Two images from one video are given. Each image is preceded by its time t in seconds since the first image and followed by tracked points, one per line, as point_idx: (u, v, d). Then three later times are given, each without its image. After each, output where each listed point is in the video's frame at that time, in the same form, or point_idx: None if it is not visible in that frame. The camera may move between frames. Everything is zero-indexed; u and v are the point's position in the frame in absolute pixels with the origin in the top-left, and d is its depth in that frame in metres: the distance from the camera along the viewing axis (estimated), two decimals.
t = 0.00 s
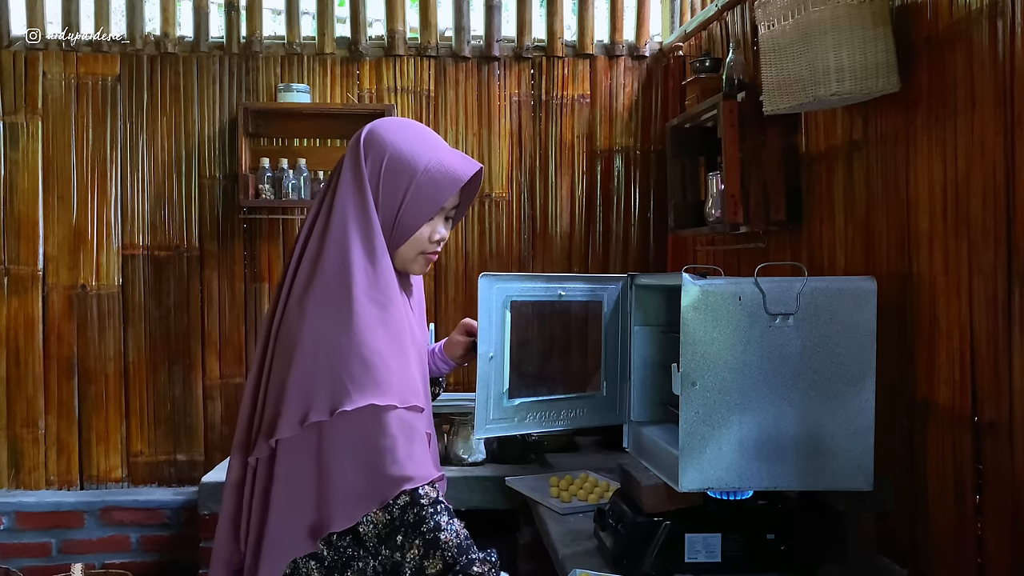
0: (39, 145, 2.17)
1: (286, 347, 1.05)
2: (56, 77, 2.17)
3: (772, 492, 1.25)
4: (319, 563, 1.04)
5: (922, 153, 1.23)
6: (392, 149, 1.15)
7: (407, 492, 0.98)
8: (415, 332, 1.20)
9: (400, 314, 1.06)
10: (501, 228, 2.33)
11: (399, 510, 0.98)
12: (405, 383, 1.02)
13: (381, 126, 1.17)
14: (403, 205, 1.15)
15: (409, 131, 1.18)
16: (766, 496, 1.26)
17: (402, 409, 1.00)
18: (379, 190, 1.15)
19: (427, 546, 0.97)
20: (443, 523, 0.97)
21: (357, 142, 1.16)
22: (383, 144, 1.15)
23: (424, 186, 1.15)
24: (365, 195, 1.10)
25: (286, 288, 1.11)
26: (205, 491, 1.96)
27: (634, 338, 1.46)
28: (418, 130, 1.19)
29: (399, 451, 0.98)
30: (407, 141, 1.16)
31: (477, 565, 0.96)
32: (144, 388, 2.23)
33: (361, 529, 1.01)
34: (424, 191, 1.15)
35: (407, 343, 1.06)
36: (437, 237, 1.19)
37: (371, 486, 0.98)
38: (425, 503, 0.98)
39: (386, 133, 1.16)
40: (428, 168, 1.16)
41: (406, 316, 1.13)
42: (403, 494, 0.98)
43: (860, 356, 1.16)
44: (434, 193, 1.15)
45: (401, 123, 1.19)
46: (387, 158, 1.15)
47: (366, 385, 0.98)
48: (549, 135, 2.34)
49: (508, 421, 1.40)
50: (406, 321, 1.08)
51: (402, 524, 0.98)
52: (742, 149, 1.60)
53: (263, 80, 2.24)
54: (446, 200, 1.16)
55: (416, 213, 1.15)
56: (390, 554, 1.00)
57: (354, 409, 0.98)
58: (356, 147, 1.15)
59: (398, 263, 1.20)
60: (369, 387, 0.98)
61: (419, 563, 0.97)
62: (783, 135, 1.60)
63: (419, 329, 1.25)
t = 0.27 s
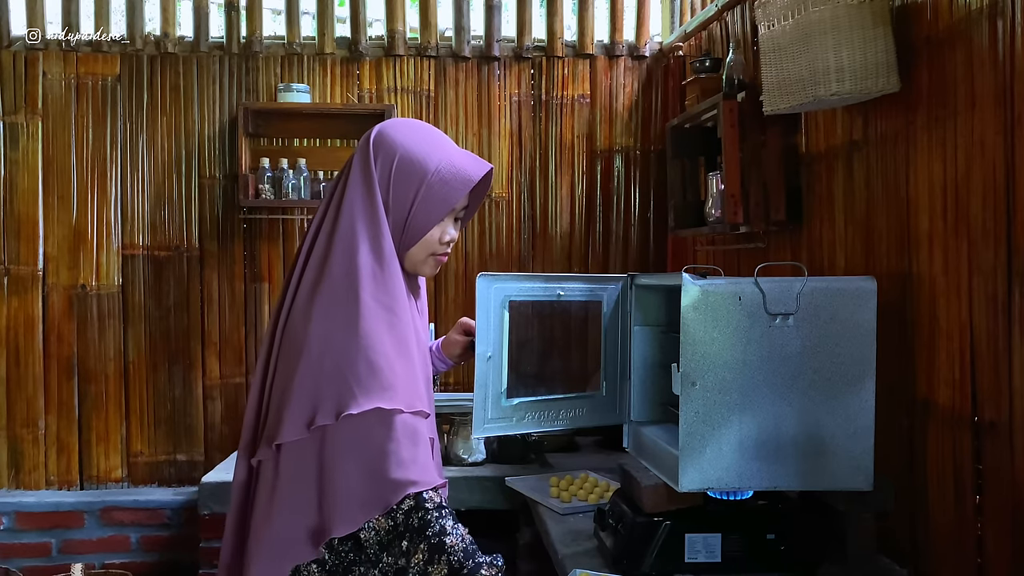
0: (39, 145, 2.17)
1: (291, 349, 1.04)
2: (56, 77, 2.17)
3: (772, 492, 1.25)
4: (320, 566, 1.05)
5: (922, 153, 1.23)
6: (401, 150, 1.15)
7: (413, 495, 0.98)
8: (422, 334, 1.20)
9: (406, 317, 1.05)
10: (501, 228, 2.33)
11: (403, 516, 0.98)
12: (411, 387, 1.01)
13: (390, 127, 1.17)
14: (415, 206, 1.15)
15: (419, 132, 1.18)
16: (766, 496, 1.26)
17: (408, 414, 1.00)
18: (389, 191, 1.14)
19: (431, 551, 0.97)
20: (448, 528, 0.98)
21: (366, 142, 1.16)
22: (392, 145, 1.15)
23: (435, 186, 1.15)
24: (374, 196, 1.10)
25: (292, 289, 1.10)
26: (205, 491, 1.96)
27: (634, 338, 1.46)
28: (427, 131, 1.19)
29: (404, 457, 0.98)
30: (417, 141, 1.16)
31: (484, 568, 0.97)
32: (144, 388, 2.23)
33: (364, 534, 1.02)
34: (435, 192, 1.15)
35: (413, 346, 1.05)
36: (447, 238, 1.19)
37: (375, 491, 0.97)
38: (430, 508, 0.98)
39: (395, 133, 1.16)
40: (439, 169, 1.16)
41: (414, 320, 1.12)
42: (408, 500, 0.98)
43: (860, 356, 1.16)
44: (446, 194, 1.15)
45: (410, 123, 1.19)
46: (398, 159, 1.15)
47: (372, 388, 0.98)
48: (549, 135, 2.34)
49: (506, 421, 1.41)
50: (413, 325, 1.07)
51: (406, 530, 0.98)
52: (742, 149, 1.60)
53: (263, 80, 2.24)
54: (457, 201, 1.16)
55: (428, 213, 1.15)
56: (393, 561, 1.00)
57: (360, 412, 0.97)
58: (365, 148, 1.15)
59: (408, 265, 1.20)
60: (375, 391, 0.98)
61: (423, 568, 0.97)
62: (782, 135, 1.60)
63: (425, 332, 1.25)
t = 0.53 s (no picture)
0: (39, 145, 2.17)
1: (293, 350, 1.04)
2: (56, 77, 2.17)
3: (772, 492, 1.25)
4: (320, 568, 1.05)
5: (922, 153, 1.23)
6: (407, 152, 1.15)
7: (412, 499, 0.98)
8: (425, 336, 1.20)
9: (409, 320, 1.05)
10: (501, 228, 2.33)
11: (402, 520, 0.98)
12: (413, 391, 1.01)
13: (396, 128, 1.17)
14: (421, 209, 1.15)
15: (425, 134, 1.18)
16: (766, 496, 1.26)
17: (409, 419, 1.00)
18: (395, 193, 1.15)
19: (433, 555, 0.96)
20: (449, 531, 0.97)
21: (371, 143, 1.15)
22: (398, 146, 1.15)
23: (441, 189, 1.15)
24: (379, 198, 1.10)
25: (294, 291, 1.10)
26: (205, 491, 1.96)
27: (634, 338, 1.46)
28: (434, 133, 1.19)
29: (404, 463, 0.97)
30: (423, 143, 1.16)
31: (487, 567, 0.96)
32: (144, 388, 2.23)
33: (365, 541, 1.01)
34: (442, 195, 1.15)
35: (416, 349, 1.05)
36: (453, 241, 1.19)
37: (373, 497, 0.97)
38: (430, 512, 0.98)
39: (401, 135, 1.16)
40: (445, 171, 1.17)
41: (416, 323, 1.12)
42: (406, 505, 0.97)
43: (860, 356, 1.16)
44: (452, 196, 1.16)
45: (416, 124, 1.18)
46: (403, 160, 1.15)
47: (373, 391, 0.98)
48: (549, 135, 2.34)
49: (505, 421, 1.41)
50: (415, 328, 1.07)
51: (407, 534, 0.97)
52: (742, 149, 1.60)
53: (263, 80, 2.24)
54: (463, 204, 1.16)
55: (434, 216, 1.15)
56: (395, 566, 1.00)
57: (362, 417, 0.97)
58: (370, 149, 1.15)
59: (412, 267, 1.20)
60: (377, 395, 0.98)
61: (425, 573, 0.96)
62: (782, 135, 1.60)
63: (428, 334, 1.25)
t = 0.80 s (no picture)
0: (39, 145, 2.17)
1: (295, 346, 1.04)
2: (56, 77, 2.17)
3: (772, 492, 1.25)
4: (325, 568, 1.00)
5: (922, 152, 1.23)
6: (415, 150, 1.15)
7: (392, 498, 0.94)
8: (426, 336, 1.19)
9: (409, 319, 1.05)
10: (501, 228, 2.33)
11: (381, 520, 0.94)
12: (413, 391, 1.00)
13: (403, 125, 1.17)
14: (428, 207, 1.16)
15: (432, 132, 1.18)
16: (765, 496, 1.26)
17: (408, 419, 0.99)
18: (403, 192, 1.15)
19: (414, 553, 0.93)
20: (430, 528, 0.93)
21: (378, 140, 1.16)
22: (406, 144, 1.15)
23: (449, 187, 1.16)
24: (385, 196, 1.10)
25: (298, 287, 1.10)
26: (205, 491, 1.96)
27: (634, 338, 1.46)
28: (440, 131, 1.19)
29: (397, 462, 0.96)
30: (431, 141, 1.17)
31: (471, 560, 0.94)
32: (144, 388, 2.23)
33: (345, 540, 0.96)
34: (449, 193, 1.16)
35: (416, 348, 1.05)
36: (459, 239, 1.20)
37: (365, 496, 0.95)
38: (411, 510, 0.94)
39: (410, 132, 1.16)
40: (452, 170, 1.18)
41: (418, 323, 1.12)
42: (388, 501, 0.94)
43: (860, 356, 1.16)
44: (460, 195, 1.17)
45: (422, 122, 1.19)
46: (411, 158, 1.15)
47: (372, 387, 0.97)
48: (549, 135, 2.34)
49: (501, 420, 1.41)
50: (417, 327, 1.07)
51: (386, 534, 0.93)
52: (742, 149, 1.60)
53: (263, 80, 2.24)
54: (470, 203, 1.18)
55: (442, 214, 1.16)
56: (373, 568, 0.95)
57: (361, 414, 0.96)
58: (378, 146, 1.15)
59: (418, 265, 1.21)
60: (377, 392, 0.97)
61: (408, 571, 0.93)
62: (782, 135, 1.60)
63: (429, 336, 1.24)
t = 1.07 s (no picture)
0: (39, 145, 2.17)
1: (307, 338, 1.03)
2: (56, 77, 2.17)
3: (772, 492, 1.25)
4: (342, 567, 1.00)
5: (922, 152, 1.23)
6: (426, 143, 1.15)
7: (390, 487, 0.94)
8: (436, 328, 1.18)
9: (419, 310, 1.04)
10: (501, 228, 2.33)
11: (378, 509, 0.94)
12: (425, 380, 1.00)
13: (413, 119, 1.16)
14: (439, 200, 1.15)
15: (442, 126, 1.18)
16: (765, 496, 1.26)
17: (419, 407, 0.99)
18: (414, 185, 1.15)
19: (406, 544, 0.92)
20: (423, 520, 0.93)
21: (389, 133, 1.15)
22: (417, 137, 1.15)
23: (460, 181, 1.16)
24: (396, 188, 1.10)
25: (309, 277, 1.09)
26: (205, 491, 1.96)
27: (633, 338, 1.46)
28: (449, 125, 1.19)
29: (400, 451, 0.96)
30: (441, 135, 1.16)
31: (462, 556, 0.92)
32: (144, 388, 2.23)
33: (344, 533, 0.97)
34: (460, 187, 1.16)
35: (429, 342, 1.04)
36: (468, 233, 1.20)
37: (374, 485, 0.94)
38: (407, 501, 0.94)
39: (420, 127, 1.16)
40: (463, 163, 1.17)
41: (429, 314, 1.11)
42: (389, 490, 0.94)
43: (860, 356, 1.16)
44: (471, 188, 1.16)
45: (432, 116, 1.18)
46: (422, 152, 1.14)
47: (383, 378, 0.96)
48: (549, 135, 2.34)
49: (499, 420, 1.41)
50: (431, 322, 1.06)
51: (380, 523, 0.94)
52: (742, 149, 1.60)
53: (263, 80, 2.24)
54: (481, 197, 1.17)
55: (452, 208, 1.16)
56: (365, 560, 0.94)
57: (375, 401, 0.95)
58: (388, 139, 1.14)
59: (427, 259, 1.21)
60: (390, 380, 0.96)
61: (398, 563, 0.91)
62: (782, 135, 1.60)
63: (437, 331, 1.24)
